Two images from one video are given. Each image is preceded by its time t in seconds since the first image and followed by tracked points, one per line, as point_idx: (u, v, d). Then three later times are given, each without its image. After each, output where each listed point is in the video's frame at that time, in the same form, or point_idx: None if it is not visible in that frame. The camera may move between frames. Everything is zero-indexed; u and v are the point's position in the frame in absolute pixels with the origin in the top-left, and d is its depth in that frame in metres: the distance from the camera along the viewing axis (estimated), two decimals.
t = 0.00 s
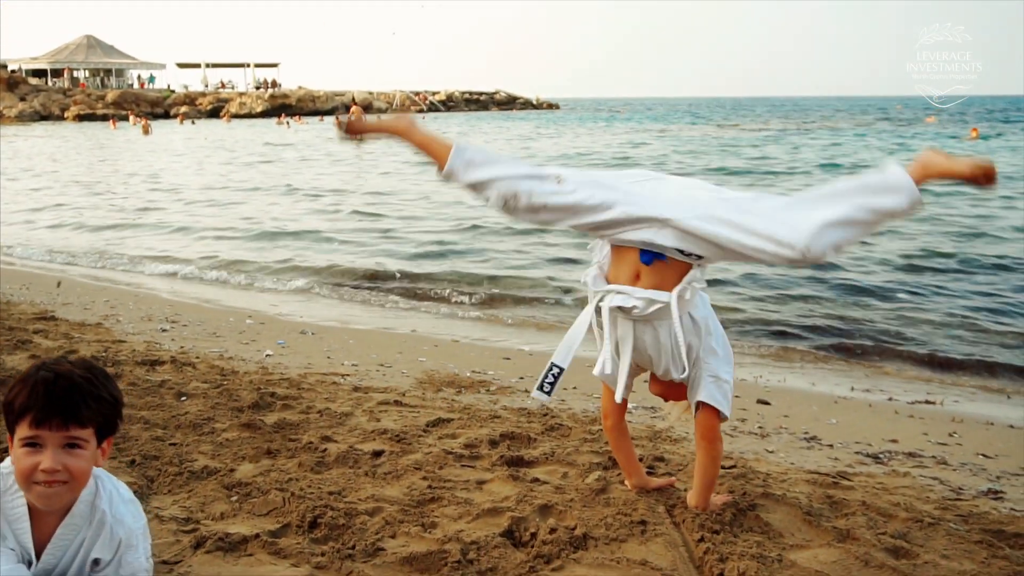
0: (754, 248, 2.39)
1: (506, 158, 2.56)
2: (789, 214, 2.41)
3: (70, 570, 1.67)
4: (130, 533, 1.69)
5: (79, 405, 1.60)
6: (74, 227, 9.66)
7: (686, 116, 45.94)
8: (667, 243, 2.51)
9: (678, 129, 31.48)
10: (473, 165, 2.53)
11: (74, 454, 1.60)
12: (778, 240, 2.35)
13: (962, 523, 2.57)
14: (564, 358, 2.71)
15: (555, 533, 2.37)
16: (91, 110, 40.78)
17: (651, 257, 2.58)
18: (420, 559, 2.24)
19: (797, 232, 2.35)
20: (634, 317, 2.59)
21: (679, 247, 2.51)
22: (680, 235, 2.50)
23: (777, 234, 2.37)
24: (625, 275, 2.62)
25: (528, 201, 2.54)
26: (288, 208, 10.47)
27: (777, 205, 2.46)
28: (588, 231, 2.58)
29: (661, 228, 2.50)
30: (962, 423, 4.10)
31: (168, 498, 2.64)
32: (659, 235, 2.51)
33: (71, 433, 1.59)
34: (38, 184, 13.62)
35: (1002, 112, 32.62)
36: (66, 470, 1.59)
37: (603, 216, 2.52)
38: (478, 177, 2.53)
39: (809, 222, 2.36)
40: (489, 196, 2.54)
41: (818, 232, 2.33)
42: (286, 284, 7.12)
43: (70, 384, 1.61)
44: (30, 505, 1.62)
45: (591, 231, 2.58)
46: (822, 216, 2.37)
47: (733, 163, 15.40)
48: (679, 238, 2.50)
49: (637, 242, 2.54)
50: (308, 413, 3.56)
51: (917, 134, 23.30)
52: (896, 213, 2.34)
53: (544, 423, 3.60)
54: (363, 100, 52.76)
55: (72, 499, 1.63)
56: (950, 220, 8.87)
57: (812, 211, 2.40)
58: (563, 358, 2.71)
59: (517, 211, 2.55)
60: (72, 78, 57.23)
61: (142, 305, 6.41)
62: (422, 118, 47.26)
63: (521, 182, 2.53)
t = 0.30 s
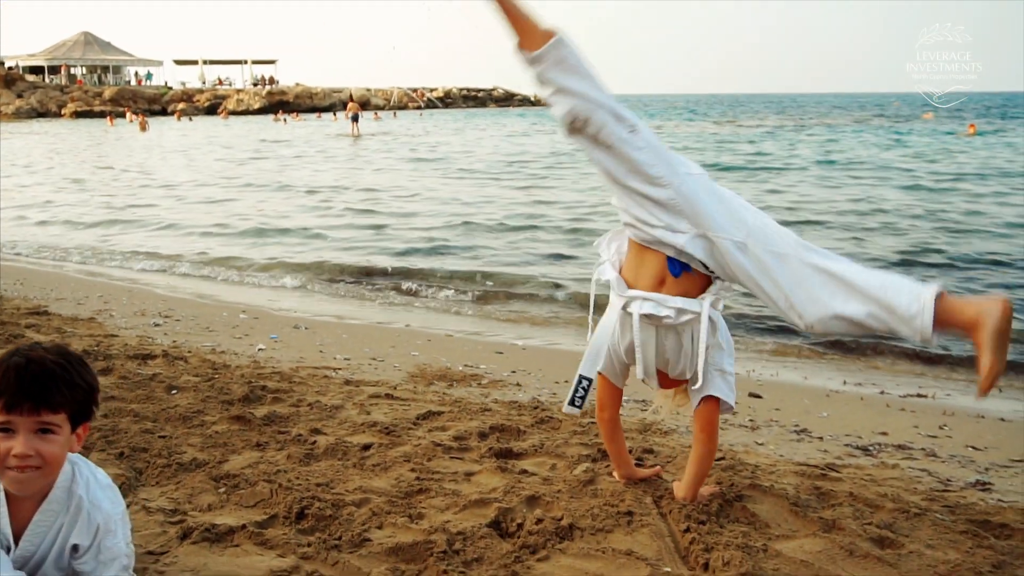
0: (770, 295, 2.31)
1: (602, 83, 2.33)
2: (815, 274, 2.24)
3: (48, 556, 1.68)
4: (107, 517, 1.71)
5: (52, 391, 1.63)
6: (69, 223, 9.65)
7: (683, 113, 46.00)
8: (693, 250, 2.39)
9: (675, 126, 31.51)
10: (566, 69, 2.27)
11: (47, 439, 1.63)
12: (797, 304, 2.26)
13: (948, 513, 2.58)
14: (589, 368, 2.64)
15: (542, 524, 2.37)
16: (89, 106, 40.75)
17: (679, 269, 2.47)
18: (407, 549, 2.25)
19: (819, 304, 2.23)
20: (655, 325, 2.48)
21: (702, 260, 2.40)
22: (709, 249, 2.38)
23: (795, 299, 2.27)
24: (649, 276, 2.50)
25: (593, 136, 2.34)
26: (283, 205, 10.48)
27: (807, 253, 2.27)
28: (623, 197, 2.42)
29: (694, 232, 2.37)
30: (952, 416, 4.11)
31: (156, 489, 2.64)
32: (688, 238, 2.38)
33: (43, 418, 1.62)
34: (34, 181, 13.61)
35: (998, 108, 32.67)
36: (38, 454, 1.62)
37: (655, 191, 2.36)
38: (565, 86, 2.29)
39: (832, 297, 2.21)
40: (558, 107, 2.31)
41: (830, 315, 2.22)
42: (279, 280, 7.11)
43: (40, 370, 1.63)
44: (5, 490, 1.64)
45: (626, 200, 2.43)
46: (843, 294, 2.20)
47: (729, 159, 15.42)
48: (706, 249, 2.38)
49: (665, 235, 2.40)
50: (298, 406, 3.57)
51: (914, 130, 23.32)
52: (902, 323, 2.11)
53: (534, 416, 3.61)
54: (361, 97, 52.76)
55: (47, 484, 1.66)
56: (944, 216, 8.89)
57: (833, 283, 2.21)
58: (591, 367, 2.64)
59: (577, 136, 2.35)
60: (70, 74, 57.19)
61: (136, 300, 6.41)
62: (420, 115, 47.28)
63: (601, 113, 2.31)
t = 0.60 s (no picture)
0: (749, 326, 2.24)
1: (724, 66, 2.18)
2: (803, 325, 2.16)
3: (19, 543, 1.70)
4: (77, 504, 1.72)
5: (15, 379, 1.64)
6: (55, 219, 9.62)
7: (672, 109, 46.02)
8: (708, 263, 2.30)
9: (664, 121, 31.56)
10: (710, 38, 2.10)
11: (12, 426, 1.65)
12: (773, 343, 2.19)
13: (925, 502, 2.59)
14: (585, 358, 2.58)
15: (519, 514, 2.38)
16: (77, 103, 40.59)
17: (689, 280, 2.38)
18: (384, 540, 2.25)
19: (794, 353, 2.16)
20: (668, 333, 2.42)
21: (710, 274, 2.32)
22: (721, 267, 2.31)
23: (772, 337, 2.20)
24: (654, 281, 2.42)
25: (689, 112, 2.18)
26: (270, 200, 10.46)
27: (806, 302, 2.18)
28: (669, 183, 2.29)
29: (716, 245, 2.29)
30: (933, 408, 4.14)
31: (135, 482, 2.64)
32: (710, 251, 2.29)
33: (6, 405, 1.64)
34: (21, 177, 13.55)
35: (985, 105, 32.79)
36: (3, 442, 1.64)
37: (709, 193, 2.25)
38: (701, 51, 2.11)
39: (810, 354, 2.15)
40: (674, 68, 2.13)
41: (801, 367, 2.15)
42: (265, 275, 7.10)
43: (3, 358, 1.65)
44: None
45: (668, 189, 2.30)
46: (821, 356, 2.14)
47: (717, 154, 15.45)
48: (719, 266, 2.30)
49: (690, 238, 2.30)
50: (280, 399, 3.56)
51: (904, 126, 23.38)
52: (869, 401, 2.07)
53: (517, 409, 3.61)
54: (351, 92, 52.67)
55: (12, 471, 1.67)
56: (929, 211, 8.94)
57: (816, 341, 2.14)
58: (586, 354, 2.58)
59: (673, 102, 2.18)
60: (58, 70, 56.95)
61: (121, 295, 6.39)
62: (410, 110, 47.22)
63: (712, 96, 2.16)
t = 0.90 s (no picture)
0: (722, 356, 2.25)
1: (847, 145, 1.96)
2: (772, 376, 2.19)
3: None
4: (38, 491, 1.73)
5: None
6: (31, 215, 9.55)
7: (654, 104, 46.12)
8: (708, 286, 2.22)
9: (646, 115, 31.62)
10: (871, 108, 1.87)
11: None
12: (739, 383, 2.22)
13: (894, 492, 2.61)
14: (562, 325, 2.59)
15: (489, 506, 2.38)
16: (57, 97, 40.30)
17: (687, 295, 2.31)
18: (353, 532, 2.25)
19: (757, 400, 2.21)
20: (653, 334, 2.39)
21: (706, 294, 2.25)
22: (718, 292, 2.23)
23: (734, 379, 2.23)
24: (657, 277, 2.34)
25: (795, 161, 1.96)
26: (249, 195, 10.42)
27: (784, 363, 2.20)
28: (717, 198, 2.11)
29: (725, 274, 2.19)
30: (906, 399, 4.17)
31: (105, 476, 2.63)
32: (711, 277, 2.20)
33: None
34: None
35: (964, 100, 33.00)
36: None
37: (750, 231, 2.09)
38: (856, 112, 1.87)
39: (769, 405, 2.20)
40: (819, 106, 1.89)
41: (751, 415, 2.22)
42: (243, 270, 7.08)
43: None
44: None
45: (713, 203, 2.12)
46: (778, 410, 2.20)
47: (698, 148, 15.50)
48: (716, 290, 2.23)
49: (702, 258, 2.18)
50: (254, 393, 3.55)
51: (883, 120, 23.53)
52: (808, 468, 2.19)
53: (491, 402, 3.61)
54: (333, 86, 52.50)
55: None
56: (907, 204, 8.99)
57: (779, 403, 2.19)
58: (564, 322, 2.59)
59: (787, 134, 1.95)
60: (37, 65, 56.51)
61: (97, 290, 6.35)
62: (392, 105, 47.10)
63: (826, 158, 1.96)
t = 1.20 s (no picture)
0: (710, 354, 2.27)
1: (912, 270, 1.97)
2: (757, 382, 2.21)
3: None
4: None
5: None
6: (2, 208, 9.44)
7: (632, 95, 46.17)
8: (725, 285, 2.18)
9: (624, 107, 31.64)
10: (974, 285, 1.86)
11: None
12: (722, 383, 2.25)
13: (860, 480, 2.63)
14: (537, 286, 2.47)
15: (457, 496, 2.38)
16: (30, 90, 39.89)
17: (692, 285, 2.28)
18: (320, 524, 2.24)
19: (736, 401, 2.23)
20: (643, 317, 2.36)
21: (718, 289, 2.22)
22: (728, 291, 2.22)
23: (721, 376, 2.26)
24: (666, 262, 2.29)
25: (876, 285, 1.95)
26: (223, 189, 10.35)
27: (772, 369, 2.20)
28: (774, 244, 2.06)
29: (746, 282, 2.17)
30: (876, 388, 4.19)
31: (69, 469, 2.60)
32: (726, 284, 2.18)
33: None
34: None
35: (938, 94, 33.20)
36: None
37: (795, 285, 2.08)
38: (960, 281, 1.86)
39: (748, 408, 2.23)
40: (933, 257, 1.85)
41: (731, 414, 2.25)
42: (216, 263, 7.03)
43: None
44: None
45: (767, 243, 2.07)
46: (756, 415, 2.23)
47: (674, 140, 15.53)
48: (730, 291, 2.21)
49: (727, 273, 2.14)
50: (224, 386, 3.54)
51: (859, 113, 23.69)
52: (785, 469, 2.24)
53: (463, 393, 3.61)
54: (311, 79, 52.23)
55: None
56: (881, 195, 9.05)
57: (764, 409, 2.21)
58: (544, 284, 2.44)
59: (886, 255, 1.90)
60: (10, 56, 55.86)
61: (67, 283, 6.29)
62: (369, 97, 46.90)
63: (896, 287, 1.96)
